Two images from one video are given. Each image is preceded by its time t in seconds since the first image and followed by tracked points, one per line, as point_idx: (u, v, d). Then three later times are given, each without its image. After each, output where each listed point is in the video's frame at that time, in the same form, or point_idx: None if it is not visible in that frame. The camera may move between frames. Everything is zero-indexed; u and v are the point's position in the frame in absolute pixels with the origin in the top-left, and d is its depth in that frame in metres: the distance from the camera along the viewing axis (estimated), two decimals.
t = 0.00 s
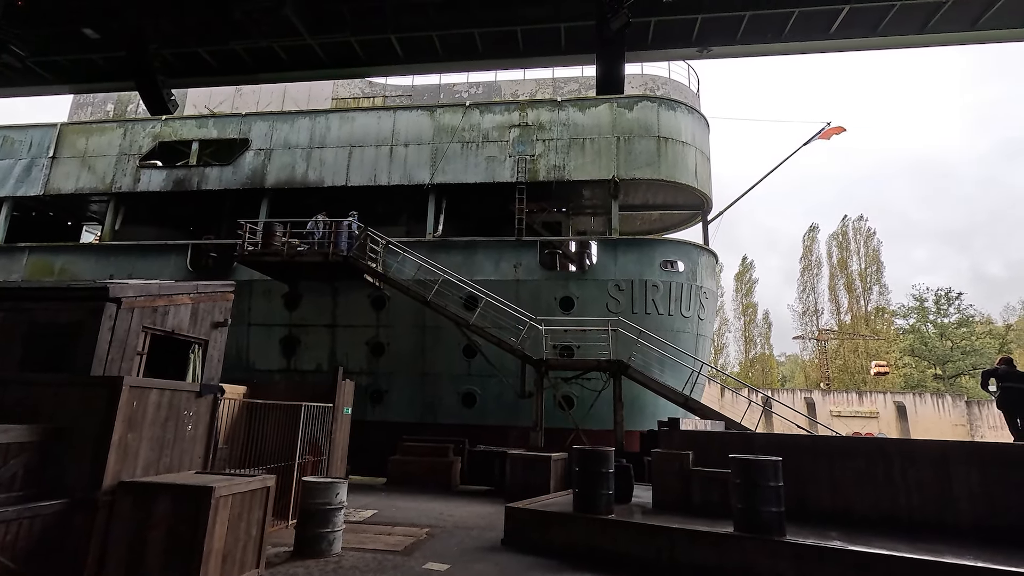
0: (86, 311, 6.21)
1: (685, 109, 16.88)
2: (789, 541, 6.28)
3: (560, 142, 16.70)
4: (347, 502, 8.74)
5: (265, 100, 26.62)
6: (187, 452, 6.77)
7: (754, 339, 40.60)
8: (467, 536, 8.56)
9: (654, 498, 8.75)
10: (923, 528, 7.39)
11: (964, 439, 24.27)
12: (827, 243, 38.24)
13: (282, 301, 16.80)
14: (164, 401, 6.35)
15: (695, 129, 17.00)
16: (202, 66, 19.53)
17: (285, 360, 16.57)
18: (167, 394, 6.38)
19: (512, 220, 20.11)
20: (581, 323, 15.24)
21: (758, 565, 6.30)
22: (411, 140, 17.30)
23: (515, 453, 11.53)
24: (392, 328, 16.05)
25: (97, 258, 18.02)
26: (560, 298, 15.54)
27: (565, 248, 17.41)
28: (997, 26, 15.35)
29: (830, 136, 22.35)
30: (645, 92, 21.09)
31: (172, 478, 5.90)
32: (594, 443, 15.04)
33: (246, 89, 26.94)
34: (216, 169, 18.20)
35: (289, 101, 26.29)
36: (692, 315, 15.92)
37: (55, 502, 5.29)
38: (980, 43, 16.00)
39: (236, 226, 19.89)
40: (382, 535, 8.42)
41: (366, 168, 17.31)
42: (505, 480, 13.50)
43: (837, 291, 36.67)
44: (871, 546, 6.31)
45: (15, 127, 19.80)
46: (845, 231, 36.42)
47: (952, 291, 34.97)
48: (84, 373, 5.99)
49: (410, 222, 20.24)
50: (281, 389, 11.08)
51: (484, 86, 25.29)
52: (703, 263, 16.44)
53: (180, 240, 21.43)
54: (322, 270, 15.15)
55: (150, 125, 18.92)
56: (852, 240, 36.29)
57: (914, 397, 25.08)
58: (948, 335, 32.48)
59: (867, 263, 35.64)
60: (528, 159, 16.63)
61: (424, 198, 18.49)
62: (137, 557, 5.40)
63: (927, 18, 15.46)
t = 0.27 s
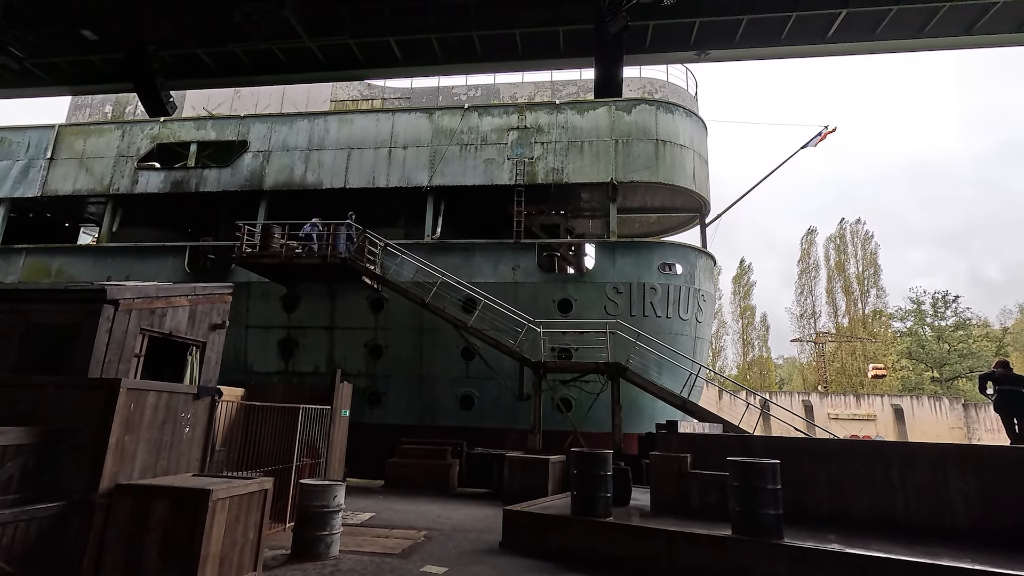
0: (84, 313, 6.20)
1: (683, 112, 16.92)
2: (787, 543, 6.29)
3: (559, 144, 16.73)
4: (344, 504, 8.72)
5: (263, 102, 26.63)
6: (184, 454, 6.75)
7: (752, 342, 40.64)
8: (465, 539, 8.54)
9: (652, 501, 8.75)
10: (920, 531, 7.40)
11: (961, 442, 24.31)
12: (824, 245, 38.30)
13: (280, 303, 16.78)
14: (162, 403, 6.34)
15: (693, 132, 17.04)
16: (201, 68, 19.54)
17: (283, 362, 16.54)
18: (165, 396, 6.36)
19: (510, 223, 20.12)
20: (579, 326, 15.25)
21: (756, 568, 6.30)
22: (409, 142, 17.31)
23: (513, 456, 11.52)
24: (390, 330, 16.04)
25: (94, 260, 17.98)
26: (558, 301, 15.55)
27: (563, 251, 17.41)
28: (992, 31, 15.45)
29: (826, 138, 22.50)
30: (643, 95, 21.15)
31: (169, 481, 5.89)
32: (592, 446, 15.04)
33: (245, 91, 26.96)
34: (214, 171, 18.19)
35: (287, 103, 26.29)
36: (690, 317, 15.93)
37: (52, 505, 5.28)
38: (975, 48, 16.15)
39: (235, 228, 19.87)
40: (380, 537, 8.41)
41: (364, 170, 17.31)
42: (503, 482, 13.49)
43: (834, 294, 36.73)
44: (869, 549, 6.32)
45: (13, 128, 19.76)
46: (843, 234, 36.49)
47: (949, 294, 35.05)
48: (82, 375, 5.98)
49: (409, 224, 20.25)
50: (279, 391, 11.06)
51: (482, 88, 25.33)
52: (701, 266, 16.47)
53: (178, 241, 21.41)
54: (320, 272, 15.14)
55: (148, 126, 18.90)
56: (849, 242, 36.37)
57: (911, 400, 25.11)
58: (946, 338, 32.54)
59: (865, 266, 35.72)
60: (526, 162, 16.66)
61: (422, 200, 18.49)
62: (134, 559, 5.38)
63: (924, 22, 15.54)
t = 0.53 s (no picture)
0: (82, 314, 6.19)
1: (682, 115, 16.97)
2: (785, 546, 6.28)
3: (558, 147, 16.76)
4: (342, 507, 8.71)
5: (262, 104, 26.66)
6: (182, 456, 6.73)
7: (751, 344, 40.68)
8: (463, 542, 8.53)
9: (651, 504, 8.74)
10: (918, 535, 7.40)
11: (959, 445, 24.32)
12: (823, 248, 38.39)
13: (278, 305, 16.76)
14: (160, 406, 6.33)
15: (691, 135, 17.08)
16: (200, 70, 19.56)
17: (281, 364, 16.51)
18: (163, 398, 6.35)
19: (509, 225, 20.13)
20: (578, 328, 15.25)
21: (754, 571, 6.30)
22: (408, 145, 17.33)
23: (512, 458, 11.50)
24: (388, 332, 16.03)
25: (92, 262, 17.95)
26: (557, 303, 15.55)
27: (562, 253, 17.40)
28: (989, 35, 15.54)
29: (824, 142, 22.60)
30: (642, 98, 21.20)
31: (167, 483, 5.87)
32: (590, 448, 15.03)
33: (244, 93, 26.98)
34: (213, 173, 18.19)
35: (286, 105, 26.32)
36: (689, 320, 15.95)
37: (49, 507, 5.26)
38: (972, 52, 16.24)
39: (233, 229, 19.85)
40: (378, 540, 8.39)
41: (363, 172, 17.32)
42: (502, 485, 13.47)
43: (833, 296, 36.80)
44: (867, 552, 6.32)
45: (12, 129, 19.75)
46: (841, 237, 36.58)
47: (947, 297, 35.13)
48: (79, 376, 5.97)
49: (407, 226, 20.26)
50: (277, 393, 11.05)
51: (482, 91, 25.38)
52: (699, 268, 16.48)
53: (177, 243, 21.39)
54: (319, 274, 15.13)
55: (147, 128, 18.90)
56: (848, 245, 36.45)
57: (909, 402, 25.13)
58: (943, 341, 32.62)
59: (863, 269, 35.79)
60: (525, 164, 16.67)
61: (421, 202, 18.50)
62: (131, 562, 5.36)
63: (923, 25, 15.60)
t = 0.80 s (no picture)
0: (80, 315, 6.18)
1: (682, 117, 16.99)
2: (784, 549, 6.28)
3: (558, 149, 16.77)
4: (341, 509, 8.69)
5: (262, 105, 26.69)
6: (180, 458, 6.72)
7: (750, 346, 40.71)
8: (462, 544, 8.51)
9: (650, 506, 8.73)
10: (917, 538, 7.40)
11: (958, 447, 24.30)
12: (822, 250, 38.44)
13: (277, 306, 16.76)
14: (158, 407, 6.31)
15: (691, 137, 17.10)
16: (200, 71, 19.58)
17: (280, 365, 16.50)
18: (162, 399, 6.34)
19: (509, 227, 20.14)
20: (577, 330, 15.25)
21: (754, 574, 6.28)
22: (408, 146, 17.33)
23: (511, 460, 11.49)
24: (387, 334, 16.02)
25: (91, 262, 17.93)
26: (556, 305, 15.56)
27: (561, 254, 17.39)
28: (988, 38, 15.58)
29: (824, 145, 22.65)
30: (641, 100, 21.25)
31: (165, 485, 5.86)
32: (589, 451, 15.02)
33: (244, 94, 27.01)
34: (213, 174, 18.18)
35: (286, 106, 26.34)
36: (688, 322, 15.95)
37: (48, 508, 5.24)
38: (970, 55, 16.30)
39: (233, 231, 19.86)
40: (377, 542, 8.37)
41: (363, 173, 17.32)
42: (501, 487, 13.45)
43: (832, 298, 36.83)
44: (866, 554, 6.32)
45: (11, 130, 19.74)
46: (840, 239, 36.63)
47: (946, 299, 35.17)
48: (78, 377, 5.96)
49: (407, 227, 20.27)
50: (276, 394, 11.04)
51: (481, 92, 25.41)
52: (699, 270, 16.48)
53: (176, 244, 21.38)
54: (318, 275, 15.12)
55: (147, 129, 18.90)
56: (847, 247, 36.50)
57: (908, 405, 25.13)
58: (942, 343, 32.68)
59: (862, 270, 35.83)
60: (525, 166, 16.68)
61: (421, 204, 18.50)
62: (129, 563, 5.35)
63: (922, 28, 15.64)
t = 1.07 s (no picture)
0: (79, 316, 6.17)
1: (681, 119, 17.00)
2: (784, 551, 6.28)
3: (557, 151, 16.78)
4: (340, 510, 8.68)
5: (262, 107, 26.71)
6: (179, 459, 6.71)
7: (749, 348, 40.71)
8: (462, 545, 8.50)
9: (649, 508, 8.72)
10: (917, 540, 7.39)
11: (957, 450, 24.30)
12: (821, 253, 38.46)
13: (277, 307, 16.75)
14: (157, 408, 6.30)
15: (691, 139, 17.11)
16: (200, 73, 19.61)
17: (279, 366, 16.48)
18: (161, 400, 6.34)
19: (508, 229, 20.15)
20: (576, 332, 15.24)
21: None
22: (408, 147, 17.34)
23: (510, 462, 11.48)
24: (387, 335, 16.01)
25: (90, 263, 17.93)
26: (555, 306, 15.56)
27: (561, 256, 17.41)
28: (988, 41, 15.60)
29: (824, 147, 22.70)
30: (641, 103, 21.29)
31: (164, 486, 5.85)
32: (589, 452, 15.01)
33: (244, 95, 27.03)
34: (212, 175, 18.19)
35: (286, 107, 26.37)
36: (688, 324, 15.95)
37: (46, 510, 5.23)
38: (970, 58, 16.34)
39: (233, 232, 19.87)
40: (376, 544, 8.36)
41: (363, 174, 17.32)
42: (500, 488, 13.43)
43: (831, 301, 36.84)
44: (866, 557, 6.32)
45: (11, 131, 19.74)
46: (840, 241, 36.64)
47: (945, 302, 35.19)
48: (77, 378, 5.95)
49: (407, 229, 20.27)
50: (275, 396, 11.03)
51: (481, 94, 25.44)
52: (698, 272, 16.49)
53: (175, 245, 21.41)
54: (317, 276, 15.11)
55: (147, 130, 18.90)
56: (846, 250, 36.52)
57: (908, 407, 25.15)
58: (941, 346, 32.75)
59: (861, 273, 35.85)
60: (524, 168, 16.69)
61: (421, 205, 18.51)
62: (127, 565, 5.33)
63: (921, 31, 15.66)
